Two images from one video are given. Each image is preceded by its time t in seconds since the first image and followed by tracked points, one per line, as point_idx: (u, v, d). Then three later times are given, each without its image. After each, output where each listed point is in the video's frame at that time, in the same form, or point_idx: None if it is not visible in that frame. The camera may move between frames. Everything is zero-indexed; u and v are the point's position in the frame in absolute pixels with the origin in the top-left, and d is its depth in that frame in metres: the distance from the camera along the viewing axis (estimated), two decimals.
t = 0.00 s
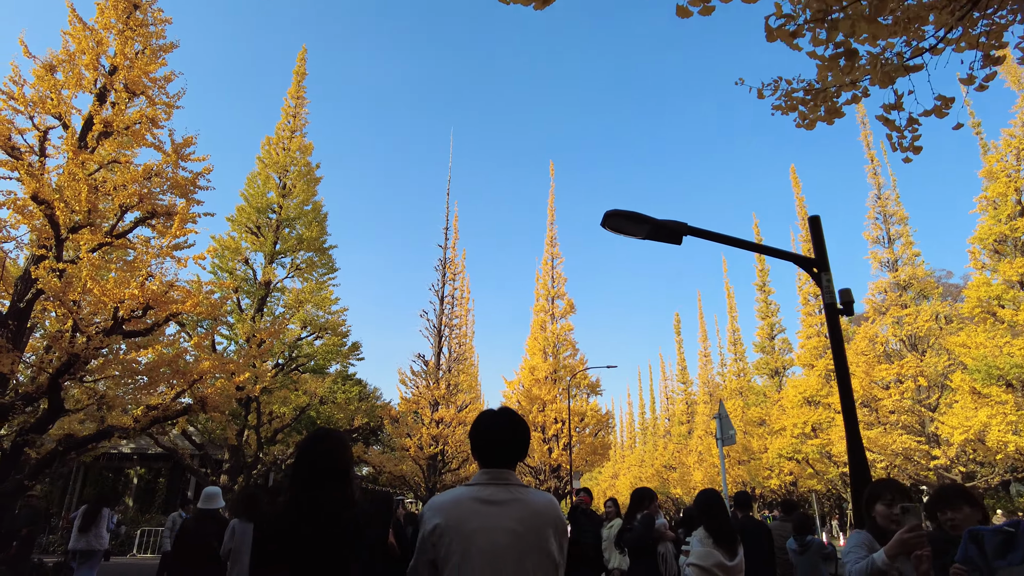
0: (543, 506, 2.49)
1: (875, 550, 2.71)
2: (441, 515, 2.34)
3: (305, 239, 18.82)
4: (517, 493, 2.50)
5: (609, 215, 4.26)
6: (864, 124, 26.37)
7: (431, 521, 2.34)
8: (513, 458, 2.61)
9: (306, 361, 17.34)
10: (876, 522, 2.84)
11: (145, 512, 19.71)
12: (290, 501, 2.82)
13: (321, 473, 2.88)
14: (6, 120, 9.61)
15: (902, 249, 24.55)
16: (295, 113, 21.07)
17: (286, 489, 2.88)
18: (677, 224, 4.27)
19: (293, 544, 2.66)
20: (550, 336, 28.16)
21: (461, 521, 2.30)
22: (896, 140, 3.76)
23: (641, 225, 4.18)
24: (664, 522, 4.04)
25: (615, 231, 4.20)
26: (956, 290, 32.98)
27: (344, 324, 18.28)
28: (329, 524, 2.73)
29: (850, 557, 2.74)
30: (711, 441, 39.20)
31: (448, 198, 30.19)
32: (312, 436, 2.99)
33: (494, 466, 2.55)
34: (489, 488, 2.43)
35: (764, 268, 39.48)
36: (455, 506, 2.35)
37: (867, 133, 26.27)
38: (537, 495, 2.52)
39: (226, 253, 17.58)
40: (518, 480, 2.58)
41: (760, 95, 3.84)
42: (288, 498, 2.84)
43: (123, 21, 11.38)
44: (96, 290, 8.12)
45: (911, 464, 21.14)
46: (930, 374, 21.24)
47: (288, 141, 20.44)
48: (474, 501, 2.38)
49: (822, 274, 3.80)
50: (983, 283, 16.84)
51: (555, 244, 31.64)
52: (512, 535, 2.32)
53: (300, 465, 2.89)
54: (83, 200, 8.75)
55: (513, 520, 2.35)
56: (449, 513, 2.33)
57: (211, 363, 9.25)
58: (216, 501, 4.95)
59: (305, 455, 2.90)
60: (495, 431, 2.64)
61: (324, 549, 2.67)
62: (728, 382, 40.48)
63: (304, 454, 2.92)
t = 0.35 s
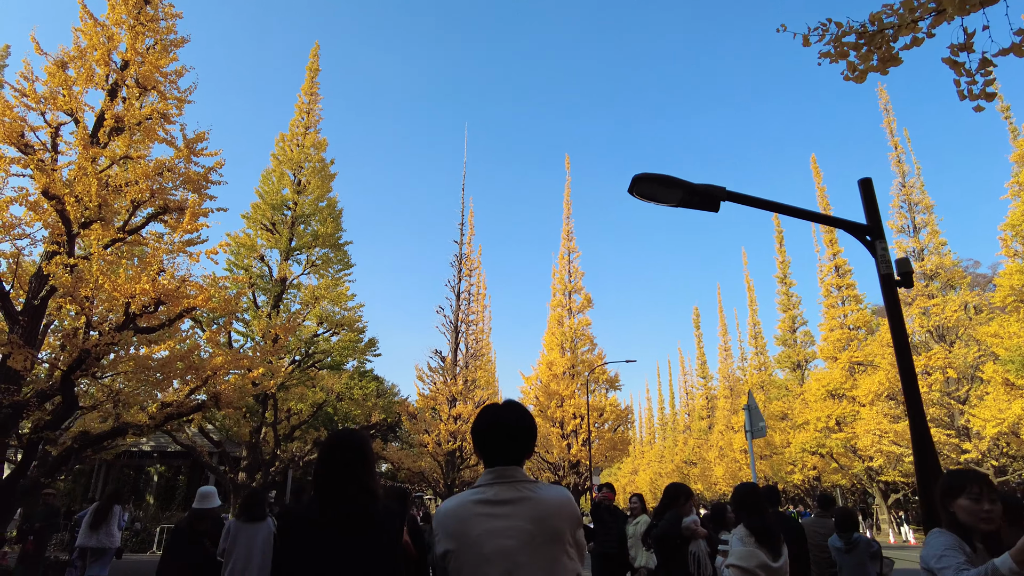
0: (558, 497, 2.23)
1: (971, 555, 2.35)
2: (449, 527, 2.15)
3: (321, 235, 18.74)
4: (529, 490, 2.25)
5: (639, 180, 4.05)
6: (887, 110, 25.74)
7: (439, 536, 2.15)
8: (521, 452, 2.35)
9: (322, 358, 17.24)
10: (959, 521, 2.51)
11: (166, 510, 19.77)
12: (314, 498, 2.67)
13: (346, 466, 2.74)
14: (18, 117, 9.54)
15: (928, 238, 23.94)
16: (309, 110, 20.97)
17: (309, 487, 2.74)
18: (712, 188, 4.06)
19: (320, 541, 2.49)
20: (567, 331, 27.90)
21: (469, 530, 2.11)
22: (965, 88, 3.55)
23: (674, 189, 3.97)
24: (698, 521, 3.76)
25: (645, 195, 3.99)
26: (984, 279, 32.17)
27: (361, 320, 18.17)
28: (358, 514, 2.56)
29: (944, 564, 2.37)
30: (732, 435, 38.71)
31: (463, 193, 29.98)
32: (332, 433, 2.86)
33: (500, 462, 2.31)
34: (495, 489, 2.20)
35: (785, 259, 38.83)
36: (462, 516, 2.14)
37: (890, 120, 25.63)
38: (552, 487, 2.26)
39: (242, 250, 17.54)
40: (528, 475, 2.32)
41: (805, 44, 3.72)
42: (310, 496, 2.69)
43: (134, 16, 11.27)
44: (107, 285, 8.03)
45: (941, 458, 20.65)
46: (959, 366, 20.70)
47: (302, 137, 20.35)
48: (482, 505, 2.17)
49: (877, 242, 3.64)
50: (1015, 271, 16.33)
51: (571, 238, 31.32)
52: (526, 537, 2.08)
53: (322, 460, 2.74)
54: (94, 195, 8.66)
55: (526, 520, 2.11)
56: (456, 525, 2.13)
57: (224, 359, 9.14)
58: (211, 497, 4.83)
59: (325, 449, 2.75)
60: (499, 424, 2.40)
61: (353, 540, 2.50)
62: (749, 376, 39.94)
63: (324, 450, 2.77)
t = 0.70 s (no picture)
0: (583, 460, 2.05)
1: None
2: (463, 495, 2.09)
3: (331, 219, 18.57)
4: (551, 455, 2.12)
5: (676, 116, 3.78)
6: (906, 88, 25.13)
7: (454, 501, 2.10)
8: (540, 416, 2.23)
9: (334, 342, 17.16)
10: None
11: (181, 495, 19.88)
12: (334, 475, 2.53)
13: (367, 442, 2.58)
14: (23, 97, 9.40)
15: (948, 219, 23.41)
16: (317, 93, 20.72)
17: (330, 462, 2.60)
18: (760, 125, 3.76)
19: (338, 522, 2.37)
20: (579, 316, 27.65)
21: (481, 496, 2.03)
22: None
23: (716, 125, 3.71)
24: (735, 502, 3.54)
25: (683, 134, 3.77)
26: (1005, 261, 31.52)
27: (372, 304, 18.05)
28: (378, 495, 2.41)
29: None
30: (745, 420, 38.48)
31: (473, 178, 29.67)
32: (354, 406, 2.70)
33: (519, 425, 2.19)
34: (509, 453, 2.10)
35: (800, 242, 38.29)
36: (475, 481, 2.07)
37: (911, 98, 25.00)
38: (571, 451, 2.10)
39: (252, 235, 17.41)
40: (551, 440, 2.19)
41: None
42: (331, 472, 2.56)
43: None
44: (113, 264, 7.89)
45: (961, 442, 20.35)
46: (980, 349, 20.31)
47: (311, 120, 20.13)
48: (494, 472, 2.08)
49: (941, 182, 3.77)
50: None
51: (583, 222, 30.99)
52: (542, 505, 1.94)
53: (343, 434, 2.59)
54: (99, 173, 8.51)
55: (540, 483, 1.98)
56: (469, 491, 2.07)
57: (234, 340, 9.01)
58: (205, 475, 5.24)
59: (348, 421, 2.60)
60: (518, 387, 2.28)
61: (375, 523, 2.36)
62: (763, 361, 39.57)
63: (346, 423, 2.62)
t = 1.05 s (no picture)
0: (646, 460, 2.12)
1: None
2: (521, 481, 2.22)
3: (337, 200, 18.37)
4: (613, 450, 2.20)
5: (717, 53, 3.30)
6: (923, 64, 24.53)
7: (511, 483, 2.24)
8: (608, 411, 2.33)
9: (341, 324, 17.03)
10: None
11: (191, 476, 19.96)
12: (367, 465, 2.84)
13: (397, 437, 2.86)
14: (22, 73, 9.22)
15: (965, 198, 22.93)
16: (323, 71, 20.41)
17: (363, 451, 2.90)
18: (817, 62, 3.20)
19: (374, 511, 2.73)
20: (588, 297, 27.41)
21: (537, 482, 2.17)
22: None
23: (763, 63, 3.22)
24: (768, 487, 3.35)
25: (724, 75, 3.32)
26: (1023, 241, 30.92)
27: (380, 285, 17.87)
28: (410, 490, 2.76)
29: None
30: (754, 402, 38.27)
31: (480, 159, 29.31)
32: (384, 397, 2.94)
33: (584, 417, 2.30)
34: (571, 443, 2.22)
35: (812, 224, 37.79)
36: (535, 466, 2.21)
37: (928, 73, 24.38)
38: (631, 449, 2.19)
39: (258, 215, 17.25)
40: (613, 437, 2.27)
41: None
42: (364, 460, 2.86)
43: None
44: (114, 242, 7.75)
45: (975, 424, 20.12)
46: (997, 330, 19.99)
47: (316, 99, 19.86)
48: (553, 461, 2.20)
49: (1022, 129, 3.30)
50: None
51: (592, 203, 30.66)
52: (600, 497, 2.04)
53: (376, 428, 2.86)
54: (99, 149, 8.33)
55: (597, 478, 2.08)
56: (527, 477, 2.20)
57: (239, 320, 8.85)
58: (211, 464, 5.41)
59: (379, 416, 2.86)
60: (587, 380, 2.38)
61: (405, 515, 2.74)
62: (774, 343, 39.28)
63: (377, 416, 2.88)
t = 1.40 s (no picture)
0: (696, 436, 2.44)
1: None
2: (576, 454, 2.44)
3: (344, 179, 18.13)
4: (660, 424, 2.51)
5: None
6: (943, 35, 23.81)
7: (566, 454, 2.44)
8: (651, 391, 2.62)
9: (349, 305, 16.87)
10: None
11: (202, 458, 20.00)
12: (391, 440, 2.81)
13: (419, 411, 2.83)
14: (19, 47, 9.00)
15: (985, 173, 22.35)
16: (328, 48, 20.04)
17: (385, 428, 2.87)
18: None
19: (398, 488, 2.70)
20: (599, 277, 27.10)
21: (597, 455, 2.40)
22: None
23: None
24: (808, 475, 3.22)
25: None
26: None
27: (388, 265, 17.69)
28: (437, 466, 2.73)
29: None
30: (766, 382, 38.03)
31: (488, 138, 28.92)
32: (404, 372, 2.90)
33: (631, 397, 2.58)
34: (626, 421, 2.49)
35: (825, 201, 37.18)
36: (594, 441, 2.43)
37: (948, 45, 23.68)
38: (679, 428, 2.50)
39: (264, 195, 17.06)
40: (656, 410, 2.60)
41: None
42: (388, 436, 2.83)
43: None
44: (113, 219, 7.58)
45: (993, 404, 19.77)
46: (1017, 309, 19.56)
47: (321, 77, 19.52)
48: (610, 437, 2.45)
49: None
50: None
51: (602, 182, 30.24)
52: (660, 470, 2.33)
53: (399, 404, 2.83)
54: (97, 124, 8.11)
55: (655, 454, 2.36)
56: (587, 451, 2.42)
57: (244, 299, 8.68)
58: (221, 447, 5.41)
59: (400, 394, 2.82)
60: (632, 363, 2.67)
61: (431, 490, 2.72)
62: (786, 323, 38.89)
63: (400, 393, 2.84)
